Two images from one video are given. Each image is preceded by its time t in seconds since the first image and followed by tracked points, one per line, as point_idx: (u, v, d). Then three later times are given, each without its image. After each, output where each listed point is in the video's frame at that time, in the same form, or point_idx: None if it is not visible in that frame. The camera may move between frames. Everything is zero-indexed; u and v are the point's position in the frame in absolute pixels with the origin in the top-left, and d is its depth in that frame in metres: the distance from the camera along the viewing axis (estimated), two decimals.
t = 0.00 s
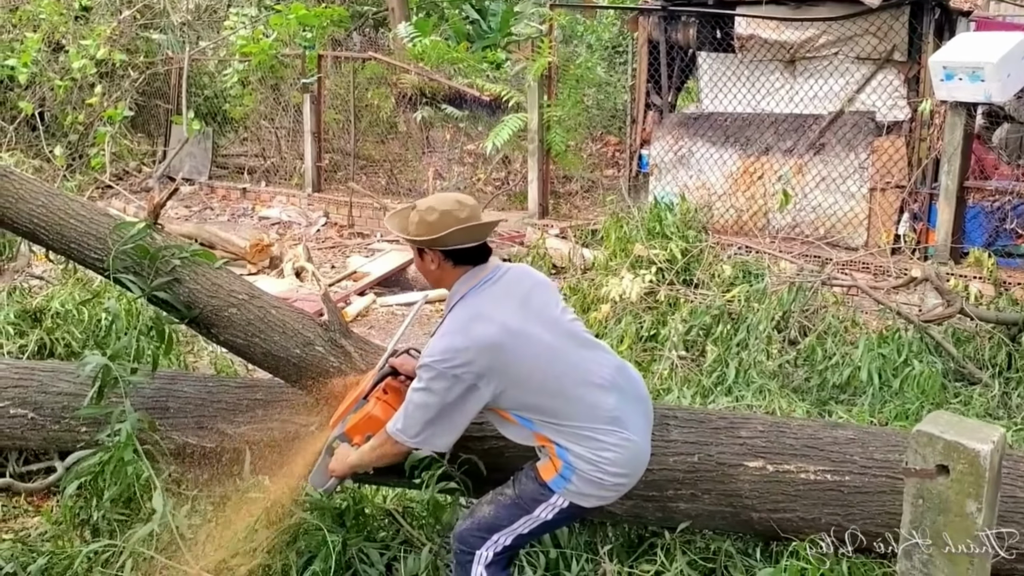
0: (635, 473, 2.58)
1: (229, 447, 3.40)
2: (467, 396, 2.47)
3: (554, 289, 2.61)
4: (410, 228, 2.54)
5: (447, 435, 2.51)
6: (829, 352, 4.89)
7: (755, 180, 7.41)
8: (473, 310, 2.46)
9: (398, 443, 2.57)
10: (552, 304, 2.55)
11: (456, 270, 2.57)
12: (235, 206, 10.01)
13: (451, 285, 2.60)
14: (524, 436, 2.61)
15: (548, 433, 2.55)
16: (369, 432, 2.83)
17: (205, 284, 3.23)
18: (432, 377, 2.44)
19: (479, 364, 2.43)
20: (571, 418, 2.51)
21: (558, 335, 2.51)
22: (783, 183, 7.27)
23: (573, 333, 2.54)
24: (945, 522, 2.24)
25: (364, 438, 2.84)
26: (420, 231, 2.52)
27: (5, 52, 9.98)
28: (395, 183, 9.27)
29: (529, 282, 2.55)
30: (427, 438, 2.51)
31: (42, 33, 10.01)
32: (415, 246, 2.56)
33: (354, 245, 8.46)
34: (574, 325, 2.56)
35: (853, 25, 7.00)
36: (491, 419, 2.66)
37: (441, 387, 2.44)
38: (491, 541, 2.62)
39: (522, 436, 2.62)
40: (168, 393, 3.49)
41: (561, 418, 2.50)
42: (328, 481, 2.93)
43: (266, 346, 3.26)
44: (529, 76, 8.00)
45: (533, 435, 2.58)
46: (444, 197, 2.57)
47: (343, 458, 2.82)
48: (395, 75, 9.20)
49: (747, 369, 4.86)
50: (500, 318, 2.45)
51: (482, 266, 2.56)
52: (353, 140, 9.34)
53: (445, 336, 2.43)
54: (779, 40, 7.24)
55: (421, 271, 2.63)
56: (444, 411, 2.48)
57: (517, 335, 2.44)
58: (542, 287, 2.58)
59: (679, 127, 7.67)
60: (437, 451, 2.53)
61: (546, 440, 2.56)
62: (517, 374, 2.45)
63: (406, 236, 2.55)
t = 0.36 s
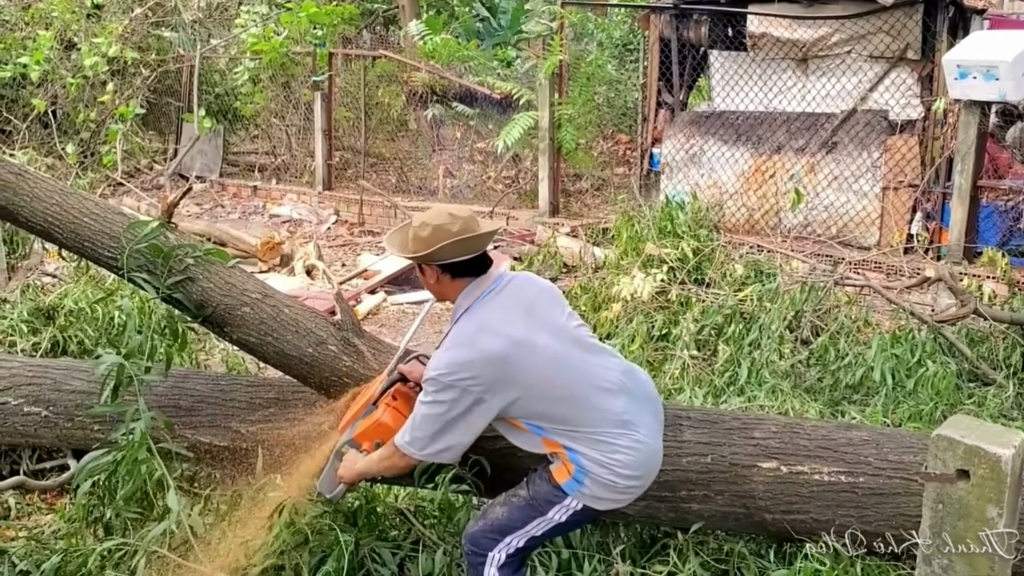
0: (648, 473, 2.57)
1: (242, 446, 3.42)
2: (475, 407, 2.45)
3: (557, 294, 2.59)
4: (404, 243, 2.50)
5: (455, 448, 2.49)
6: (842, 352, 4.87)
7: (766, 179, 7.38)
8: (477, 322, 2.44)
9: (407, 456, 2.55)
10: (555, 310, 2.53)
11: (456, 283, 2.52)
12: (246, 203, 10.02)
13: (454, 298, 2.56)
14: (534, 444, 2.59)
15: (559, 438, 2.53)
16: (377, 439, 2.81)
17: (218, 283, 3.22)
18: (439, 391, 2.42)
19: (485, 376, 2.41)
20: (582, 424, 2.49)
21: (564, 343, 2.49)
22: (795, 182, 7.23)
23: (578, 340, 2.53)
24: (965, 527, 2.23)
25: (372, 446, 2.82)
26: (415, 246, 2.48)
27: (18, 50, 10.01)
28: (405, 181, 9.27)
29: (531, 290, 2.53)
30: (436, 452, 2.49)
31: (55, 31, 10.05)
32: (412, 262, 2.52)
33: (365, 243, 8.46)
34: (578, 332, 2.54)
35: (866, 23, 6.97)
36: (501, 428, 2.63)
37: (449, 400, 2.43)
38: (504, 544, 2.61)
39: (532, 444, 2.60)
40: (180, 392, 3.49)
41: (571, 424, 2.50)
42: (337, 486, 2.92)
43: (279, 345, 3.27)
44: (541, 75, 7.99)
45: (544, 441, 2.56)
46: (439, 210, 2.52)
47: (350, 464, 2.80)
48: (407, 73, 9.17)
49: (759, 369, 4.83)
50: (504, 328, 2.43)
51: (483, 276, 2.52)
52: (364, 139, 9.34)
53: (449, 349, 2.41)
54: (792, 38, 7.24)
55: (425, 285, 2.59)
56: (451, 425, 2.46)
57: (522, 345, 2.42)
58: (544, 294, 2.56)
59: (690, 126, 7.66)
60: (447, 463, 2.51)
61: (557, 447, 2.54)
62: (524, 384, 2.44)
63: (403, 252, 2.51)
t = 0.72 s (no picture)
0: (688, 450, 2.57)
1: (269, 419, 3.43)
2: (513, 386, 2.43)
3: (593, 271, 2.56)
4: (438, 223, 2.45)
5: (493, 428, 2.47)
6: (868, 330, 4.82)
7: (790, 154, 7.31)
8: (515, 300, 2.40)
9: (443, 435, 2.52)
10: (592, 287, 2.50)
11: (491, 262, 2.48)
12: (265, 179, 10.00)
13: (488, 276, 2.52)
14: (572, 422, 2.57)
15: (597, 417, 2.52)
16: (418, 403, 2.77)
17: (247, 257, 3.22)
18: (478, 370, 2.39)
19: (525, 355, 2.38)
20: (622, 401, 2.49)
21: (602, 320, 2.47)
22: (819, 158, 7.16)
23: (615, 317, 2.50)
24: (1014, 505, 2.33)
25: (413, 408, 2.77)
26: (449, 225, 2.43)
27: (41, 25, 9.94)
28: (423, 157, 9.23)
29: (567, 267, 2.50)
30: (474, 432, 2.47)
31: (74, 6, 10.02)
32: (446, 241, 2.47)
33: (384, 219, 8.43)
34: (615, 308, 2.52)
35: None
36: (539, 409, 2.62)
37: (488, 380, 2.39)
38: (541, 519, 2.59)
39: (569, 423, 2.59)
40: (207, 364, 3.49)
41: (611, 402, 2.49)
42: (379, 448, 2.86)
43: (307, 319, 3.27)
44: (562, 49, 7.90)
45: (582, 419, 2.55)
46: (470, 189, 2.48)
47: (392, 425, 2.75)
48: (427, 48, 9.15)
49: (785, 346, 4.78)
50: (543, 306, 2.40)
51: (519, 253, 2.49)
52: (382, 114, 9.29)
53: (488, 326, 2.37)
54: (818, 12, 7.10)
55: (458, 267, 2.54)
56: (490, 404, 2.43)
57: (562, 322, 2.39)
58: (580, 272, 2.53)
59: (713, 101, 7.55)
60: (484, 442, 2.48)
61: (596, 424, 2.53)
62: (564, 362, 2.42)
63: (436, 233, 2.46)
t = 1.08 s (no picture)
0: (781, 432, 2.57)
1: (340, 396, 3.43)
2: (606, 368, 2.42)
3: (684, 251, 2.55)
4: (533, 199, 2.42)
5: (584, 410, 2.47)
6: (943, 307, 4.67)
7: (852, 127, 7.06)
8: (608, 280, 2.40)
9: (532, 417, 2.52)
10: (684, 267, 2.50)
11: (582, 240, 2.47)
12: (317, 155, 9.99)
13: (576, 255, 2.51)
14: (664, 407, 2.57)
15: (690, 399, 2.52)
16: (500, 374, 2.75)
17: (318, 233, 3.18)
18: (571, 351, 2.39)
19: (618, 336, 2.37)
20: (717, 383, 2.48)
21: (696, 300, 2.47)
22: (884, 131, 6.92)
23: (708, 297, 2.50)
24: None
25: (495, 380, 2.75)
26: (547, 201, 2.40)
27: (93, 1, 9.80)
28: (471, 132, 9.18)
29: (658, 246, 2.50)
30: (565, 414, 2.47)
31: None
32: (539, 218, 2.45)
33: (436, 195, 8.39)
34: (708, 289, 2.52)
35: None
36: (629, 393, 2.62)
37: (582, 362, 2.40)
38: (629, 501, 2.56)
39: (660, 407, 2.58)
40: (277, 341, 3.48)
41: (707, 383, 2.48)
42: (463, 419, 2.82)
43: (378, 296, 3.23)
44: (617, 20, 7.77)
45: (675, 401, 2.54)
46: (565, 164, 2.46)
47: (478, 396, 2.69)
48: (478, 20, 9.15)
49: (858, 323, 4.62)
50: (637, 285, 2.40)
51: (609, 232, 2.49)
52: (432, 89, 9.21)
53: (581, 307, 2.37)
54: None
55: (543, 243, 2.52)
56: (582, 386, 2.44)
57: (657, 302, 2.39)
58: (671, 251, 2.53)
59: (773, 72, 7.30)
60: (574, 424, 2.48)
61: (689, 407, 2.52)
62: (656, 343, 2.41)
63: (530, 208, 2.42)
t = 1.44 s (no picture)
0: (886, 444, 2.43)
1: (403, 399, 3.29)
2: (707, 374, 2.29)
3: (787, 252, 2.42)
4: (632, 195, 2.30)
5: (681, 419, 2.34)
6: (1016, 302, 4.49)
7: (903, 115, 6.88)
8: (711, 282, 2.27)
9: (624, 424, 2.40)
10: (789, 269, 2.37)
11: (682, 238, 2.36)
12: (349, 148, 9.88)
13: (676, 254, 2.41)
14: (763, 416, 2.44)
15: (792, 409, 2.38)
16: (586, 368, 2.62)
17: (383, 230, 3.05)
18: (672, 357, 2.26)
19: (723, 341, 2.24)
20: (822, 393, 2.35)
21: (802, 303, 2.33)
22: (937, 119, 6.71)
23: (814, 301, 2.37)
24: None
25: (581, 373, 2.62)
26: (647, 196, 2.29)
27: None
28: (502, 123, 9.05)
29: (760, 247, 2.37)
30: (660, 422, 2.35)
31: None
32: (637, 215, 2.33)
33: (472, 187, 8.25)
34: (813, 293, 2.38)
35: None
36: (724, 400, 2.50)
37: (682, 367, 2.26)
38: (725, 517, 2.49)
39: (758, 416, 2.45)
40: (338, 342, 3.36)
41: (811, 392, 2.34)
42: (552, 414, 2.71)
43: (445, 296, 3.10)
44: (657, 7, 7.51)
45: (774, 411, 2.42)
46: (664, 157, 2.34)
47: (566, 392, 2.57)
48: (514, 10, 8.95)
49: (927, 319, 4.44)
50: (743, 288, 2.27)
51: (709, 229, 2.37)
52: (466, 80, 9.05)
53: (684, 310, 2.24)
54: None
55: (639, 241, 2.40)
56: (679, 393, 2.31)
57: (764, 305, 2.26)
58: (774, 252, 2.40)
59: (820, 59, 7.20)
60: (669, 433, 2.35)
61: (790, 417, 2.40)
62: (761, 349, 2.28)
63: (628, 203, 2.31)
